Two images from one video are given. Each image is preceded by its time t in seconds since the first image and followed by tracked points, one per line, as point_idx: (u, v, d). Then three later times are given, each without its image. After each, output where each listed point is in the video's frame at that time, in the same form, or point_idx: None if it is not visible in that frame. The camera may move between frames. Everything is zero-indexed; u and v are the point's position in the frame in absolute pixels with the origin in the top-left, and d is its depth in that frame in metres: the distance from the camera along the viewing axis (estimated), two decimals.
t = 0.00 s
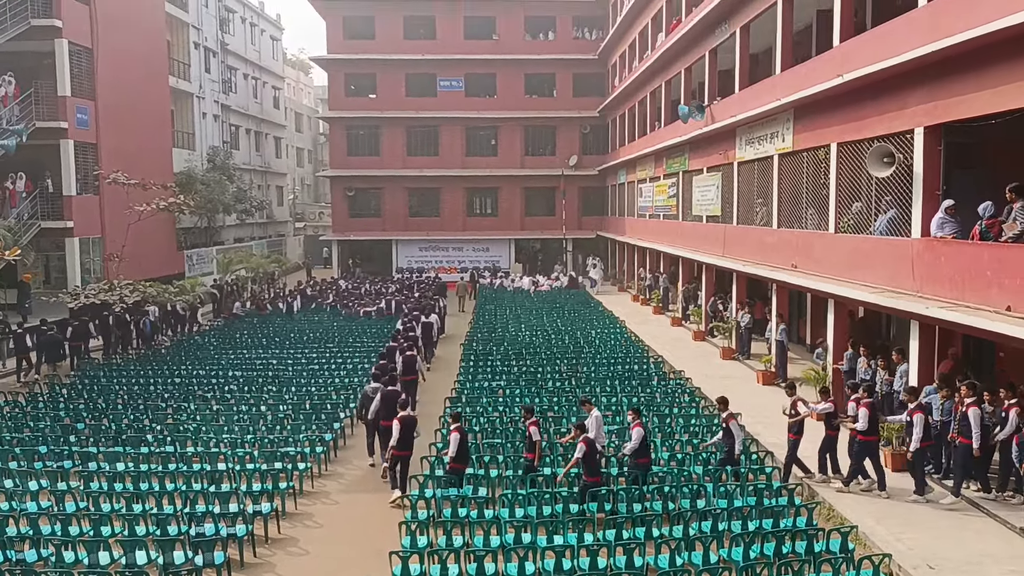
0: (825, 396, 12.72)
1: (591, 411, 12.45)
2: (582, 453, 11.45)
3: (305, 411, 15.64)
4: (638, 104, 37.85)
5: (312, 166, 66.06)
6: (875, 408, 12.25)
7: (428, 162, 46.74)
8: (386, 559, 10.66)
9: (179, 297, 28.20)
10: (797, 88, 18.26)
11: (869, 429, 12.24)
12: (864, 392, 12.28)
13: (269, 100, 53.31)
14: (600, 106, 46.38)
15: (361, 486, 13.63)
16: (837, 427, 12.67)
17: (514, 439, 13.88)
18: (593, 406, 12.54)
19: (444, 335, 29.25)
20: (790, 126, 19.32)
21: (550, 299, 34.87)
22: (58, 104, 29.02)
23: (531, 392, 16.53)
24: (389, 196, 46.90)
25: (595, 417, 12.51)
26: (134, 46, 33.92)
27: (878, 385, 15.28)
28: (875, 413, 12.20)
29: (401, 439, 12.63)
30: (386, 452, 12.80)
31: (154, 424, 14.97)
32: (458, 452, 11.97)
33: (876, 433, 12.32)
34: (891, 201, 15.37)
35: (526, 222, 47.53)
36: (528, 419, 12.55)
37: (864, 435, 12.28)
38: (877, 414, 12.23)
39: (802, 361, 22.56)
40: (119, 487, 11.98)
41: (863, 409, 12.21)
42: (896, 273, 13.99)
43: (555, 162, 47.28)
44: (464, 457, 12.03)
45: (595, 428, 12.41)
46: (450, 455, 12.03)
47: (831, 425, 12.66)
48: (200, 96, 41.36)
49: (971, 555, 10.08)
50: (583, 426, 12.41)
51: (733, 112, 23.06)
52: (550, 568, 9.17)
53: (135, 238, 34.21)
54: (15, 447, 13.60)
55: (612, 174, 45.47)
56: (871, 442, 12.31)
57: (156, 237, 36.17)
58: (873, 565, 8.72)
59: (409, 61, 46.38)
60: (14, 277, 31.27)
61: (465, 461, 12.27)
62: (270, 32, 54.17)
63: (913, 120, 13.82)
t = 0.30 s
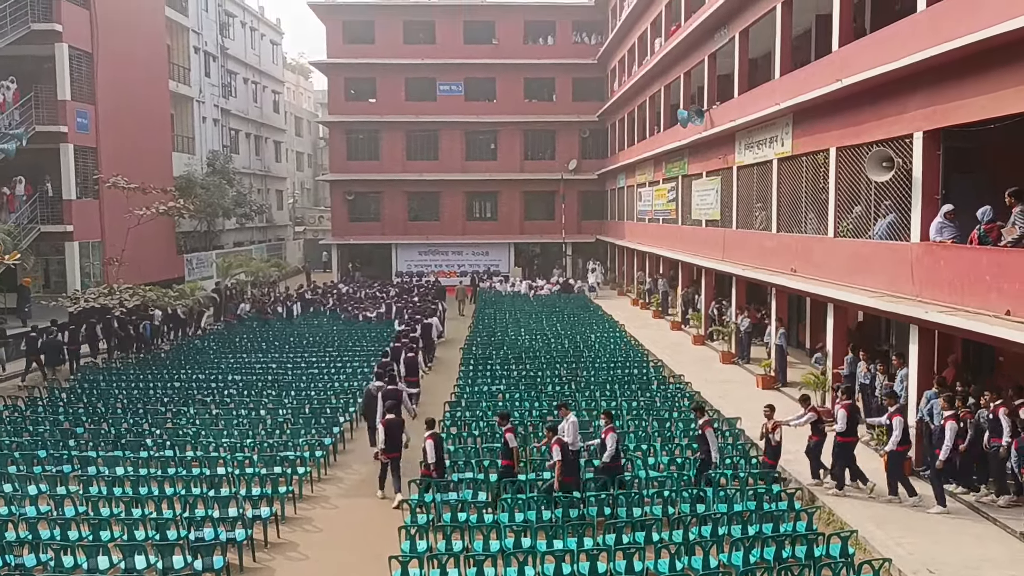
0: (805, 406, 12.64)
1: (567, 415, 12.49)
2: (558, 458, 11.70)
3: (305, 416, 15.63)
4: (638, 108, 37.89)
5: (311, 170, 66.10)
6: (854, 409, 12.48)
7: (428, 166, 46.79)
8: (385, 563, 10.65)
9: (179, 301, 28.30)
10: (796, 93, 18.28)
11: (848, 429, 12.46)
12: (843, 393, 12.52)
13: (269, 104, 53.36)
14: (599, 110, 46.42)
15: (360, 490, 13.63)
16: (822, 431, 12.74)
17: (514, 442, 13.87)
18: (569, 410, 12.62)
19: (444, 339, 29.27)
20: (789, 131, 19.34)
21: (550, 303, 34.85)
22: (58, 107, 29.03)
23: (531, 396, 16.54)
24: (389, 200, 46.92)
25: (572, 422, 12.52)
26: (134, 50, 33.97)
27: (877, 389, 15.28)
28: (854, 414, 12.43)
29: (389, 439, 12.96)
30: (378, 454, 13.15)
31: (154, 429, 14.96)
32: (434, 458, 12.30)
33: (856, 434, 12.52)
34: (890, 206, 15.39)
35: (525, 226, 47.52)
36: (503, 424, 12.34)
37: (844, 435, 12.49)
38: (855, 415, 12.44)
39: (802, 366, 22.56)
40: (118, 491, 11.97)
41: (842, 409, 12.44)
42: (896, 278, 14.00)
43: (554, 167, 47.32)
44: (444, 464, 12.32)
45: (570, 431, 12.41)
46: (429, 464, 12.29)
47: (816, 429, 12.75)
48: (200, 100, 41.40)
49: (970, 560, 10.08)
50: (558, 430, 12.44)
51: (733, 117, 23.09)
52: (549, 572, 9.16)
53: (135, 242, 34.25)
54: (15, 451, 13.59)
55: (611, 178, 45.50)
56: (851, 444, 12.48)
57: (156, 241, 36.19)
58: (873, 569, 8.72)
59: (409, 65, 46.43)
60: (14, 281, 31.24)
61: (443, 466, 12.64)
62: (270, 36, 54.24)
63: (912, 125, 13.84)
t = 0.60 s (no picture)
0: (784, 416, 12.54)
1: (540, 419, 12.41)
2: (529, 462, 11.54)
3: (304, 419, 15.61)
4: (637, 111, 37.90)
5: (310, 173, 66.16)
6: (835, 410, 12.49)
7: (428, 169, 46.82)
8: (384, 566, 10.63)
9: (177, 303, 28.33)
10: (795, 95, 18.29)
11: (831, 430, 12.44)
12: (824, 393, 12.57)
13: (268, 107, 53.40)
14: (598, 113, 46.44)
15: (360, 493, 13.62)
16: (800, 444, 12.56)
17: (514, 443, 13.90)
18: (542, 412, 12.50)
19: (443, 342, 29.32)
20: (789, 133, 19.32)
21: (549, 306, 34.90)
22: (58, 110, 29.08)
23: (530, 399, 16.56)
24: (388, 203, 46.94)
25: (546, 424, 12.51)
26: (133, 53, 33.98)
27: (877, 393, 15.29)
28: (836, 415, 12.42)
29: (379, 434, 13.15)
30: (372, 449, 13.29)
31: (153, 431, 14.94)
32: (408, 456, 12.42)
33: (840, 435, 12.49)
34: (890, 208, 15.40)
35: (524, 229, 47.52)
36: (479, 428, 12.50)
37: (828, 436, 12.50)
38: (838, 416, 12.42)
39: (800, 368, 22.57)
40: (117, 494, 11.94)
41: (824, 411, 12.44)
42: (895, 280, 14.01)
43: (554, 169, 47.35)
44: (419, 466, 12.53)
45: (545, 436, 12.42)
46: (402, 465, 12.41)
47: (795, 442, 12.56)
48: (200, 103, 41.42)
49: (970, 563, 10.07)
50: (533, 434, 12.45)
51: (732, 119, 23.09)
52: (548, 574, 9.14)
53: (135, 245, 34.27)
54: (13, 454, 13.57)
55: (610, 181, 45.56)
56: (836, 445, 12.47)
57: (156, 243, 36.22)
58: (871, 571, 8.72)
59: (409, 68, 46.46)
60: (13, 284, 31.22)
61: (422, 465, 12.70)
62: (269, 39, 54.29)
63: (910, 127, 13.87)
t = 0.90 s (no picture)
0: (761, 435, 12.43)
1: (511, 421, 12.50)
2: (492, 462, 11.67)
3: (304, 419, 15.61)
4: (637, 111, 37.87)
5: (309, 173, 66.16)
6: (823, 410, 12.59)
7: (427, 169, 46.81)
8: (383, 567, 10.63)
9: (177, 303, 28.32)
10: (794, 95, 18.28)
11: (817, 431, 12.56)
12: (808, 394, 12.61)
13: (267, 107, 53.39)
14: (598, 113, 46.41)
15: (359, 493, 13.62)
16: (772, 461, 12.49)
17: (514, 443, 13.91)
18: (515, 415, 12.61)
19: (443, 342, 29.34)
20: (788, 133, 19.31)
21: (549, 306, 34.90)
22: (58, 110, 29.08)
23: (529, 399, 16.57)
24: (387, 203, 46.94)
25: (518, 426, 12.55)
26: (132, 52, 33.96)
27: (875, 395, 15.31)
28: (824, 416, 12.55)
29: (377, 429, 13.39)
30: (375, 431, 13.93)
31: (152, 431, 14.93)
32: (390, 454, 12.47)
33: (826, 436, 12.61)
34: (889, 208, 15.40)
35: (524, 230, 47.51)
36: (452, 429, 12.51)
37: (812, 436, 12.59)
38: (824, 417, 12.56)
39: (800, 369, 22.57)
40: (116, 494, 11.94)
41: (812, 411, 12.54)
42: (894, 280, 14.02)
43: (553, 169, 47.34)
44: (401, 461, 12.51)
45: (515, 437, 12.41)
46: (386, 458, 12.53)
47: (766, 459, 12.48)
48: (199, 103, 41.41)
49: (969, 563, 10.07)
50: (504, 435, 12.50)
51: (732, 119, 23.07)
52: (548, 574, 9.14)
53: (134, 245, 34.28)
54: (12, 454, 13.57)
55: (610, 181, 45.56)
56: (820, 445, 12.58)
57: (155, 243, 36.23)
58: (871, 571, 8.70)
59: (408, 68, 46.44)
60: (13, 284, 31.26)
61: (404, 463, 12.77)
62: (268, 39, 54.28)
63: (909, 127, 13.88)
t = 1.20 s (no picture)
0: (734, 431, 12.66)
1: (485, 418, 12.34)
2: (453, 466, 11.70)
3: (303, 418, 15.61)
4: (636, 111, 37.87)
5: (309, 173, 66.17)
6: (809, 413, 12.37)
7: (427, 169, 46.81)
8: (383, 567, 10.61)
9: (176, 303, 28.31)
10: (794, 95, 18.27)
11: (804, 436, 12.34)
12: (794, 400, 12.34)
13: (267, 107, 53.37)
14: (597, 113, 46.41)
15: (359, 493, 13.62)
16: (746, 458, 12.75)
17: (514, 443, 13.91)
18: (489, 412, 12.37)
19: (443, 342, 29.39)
20: (788, 133, 19.28)
21: (548, 305, 34.92)
22: (56, 110, 29.08)
23: (528, 399, 16.56)
24: (386, 203, 46.95)
25: (492, 424, 12.34)
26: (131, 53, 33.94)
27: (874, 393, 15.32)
28: (809, 419, 12.33)
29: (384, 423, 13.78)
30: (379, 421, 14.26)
31: (151, 431, 14.93)
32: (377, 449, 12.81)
33: (812, 440, 12.42)
34: (888, 208, 15.43)
35: (523, 229, 47.51)
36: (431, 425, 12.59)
37: (800, 441, 12.38)
38: (811, 421, 12.35)
39: (799, 369, 22.59)
40: (116, 494, 11.93)
41: (799, 416, 12.30)
42: (893, 280, 14.00)
43: (552, 169, 47.34)
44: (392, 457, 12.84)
45: (490, 434, 12.20)
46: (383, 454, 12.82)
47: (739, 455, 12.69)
48: (198, 103, 41.41)
49: (969, 562, 10.07)
50: (479, 433, 12.31)
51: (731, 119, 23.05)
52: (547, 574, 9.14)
53: (133, 245, 34.28)
54: (12, 454, 13.56)
55: (609, 181, 45.56)
56: (807, 449, 12.38)
57: (155, 243, 36.24)
58: (870, 571, 8.69)
59: (407, 68, 46.44)
60: (13, 284, 31.31)
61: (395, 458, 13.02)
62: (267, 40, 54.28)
63: (909, 127, 13.88)
